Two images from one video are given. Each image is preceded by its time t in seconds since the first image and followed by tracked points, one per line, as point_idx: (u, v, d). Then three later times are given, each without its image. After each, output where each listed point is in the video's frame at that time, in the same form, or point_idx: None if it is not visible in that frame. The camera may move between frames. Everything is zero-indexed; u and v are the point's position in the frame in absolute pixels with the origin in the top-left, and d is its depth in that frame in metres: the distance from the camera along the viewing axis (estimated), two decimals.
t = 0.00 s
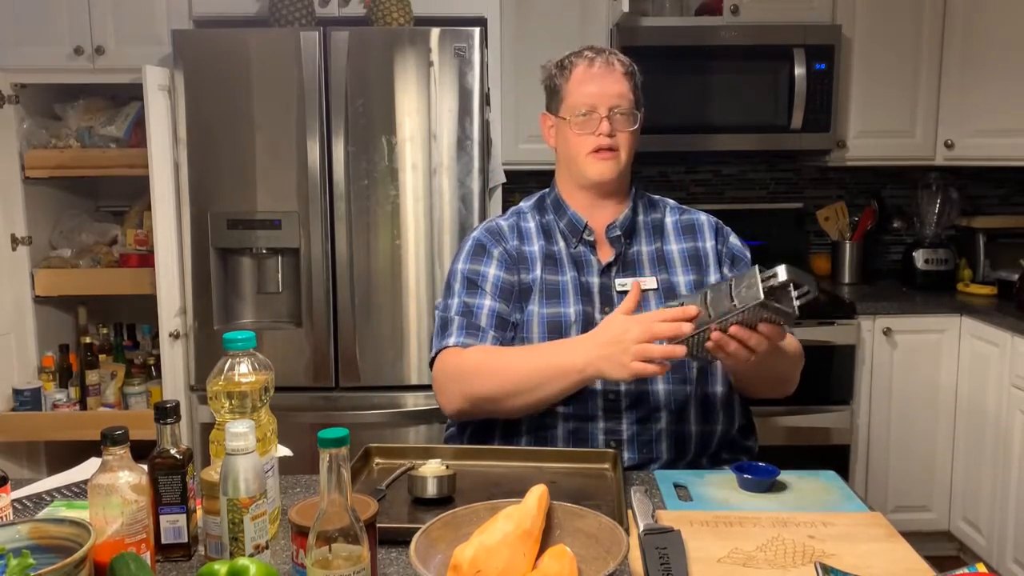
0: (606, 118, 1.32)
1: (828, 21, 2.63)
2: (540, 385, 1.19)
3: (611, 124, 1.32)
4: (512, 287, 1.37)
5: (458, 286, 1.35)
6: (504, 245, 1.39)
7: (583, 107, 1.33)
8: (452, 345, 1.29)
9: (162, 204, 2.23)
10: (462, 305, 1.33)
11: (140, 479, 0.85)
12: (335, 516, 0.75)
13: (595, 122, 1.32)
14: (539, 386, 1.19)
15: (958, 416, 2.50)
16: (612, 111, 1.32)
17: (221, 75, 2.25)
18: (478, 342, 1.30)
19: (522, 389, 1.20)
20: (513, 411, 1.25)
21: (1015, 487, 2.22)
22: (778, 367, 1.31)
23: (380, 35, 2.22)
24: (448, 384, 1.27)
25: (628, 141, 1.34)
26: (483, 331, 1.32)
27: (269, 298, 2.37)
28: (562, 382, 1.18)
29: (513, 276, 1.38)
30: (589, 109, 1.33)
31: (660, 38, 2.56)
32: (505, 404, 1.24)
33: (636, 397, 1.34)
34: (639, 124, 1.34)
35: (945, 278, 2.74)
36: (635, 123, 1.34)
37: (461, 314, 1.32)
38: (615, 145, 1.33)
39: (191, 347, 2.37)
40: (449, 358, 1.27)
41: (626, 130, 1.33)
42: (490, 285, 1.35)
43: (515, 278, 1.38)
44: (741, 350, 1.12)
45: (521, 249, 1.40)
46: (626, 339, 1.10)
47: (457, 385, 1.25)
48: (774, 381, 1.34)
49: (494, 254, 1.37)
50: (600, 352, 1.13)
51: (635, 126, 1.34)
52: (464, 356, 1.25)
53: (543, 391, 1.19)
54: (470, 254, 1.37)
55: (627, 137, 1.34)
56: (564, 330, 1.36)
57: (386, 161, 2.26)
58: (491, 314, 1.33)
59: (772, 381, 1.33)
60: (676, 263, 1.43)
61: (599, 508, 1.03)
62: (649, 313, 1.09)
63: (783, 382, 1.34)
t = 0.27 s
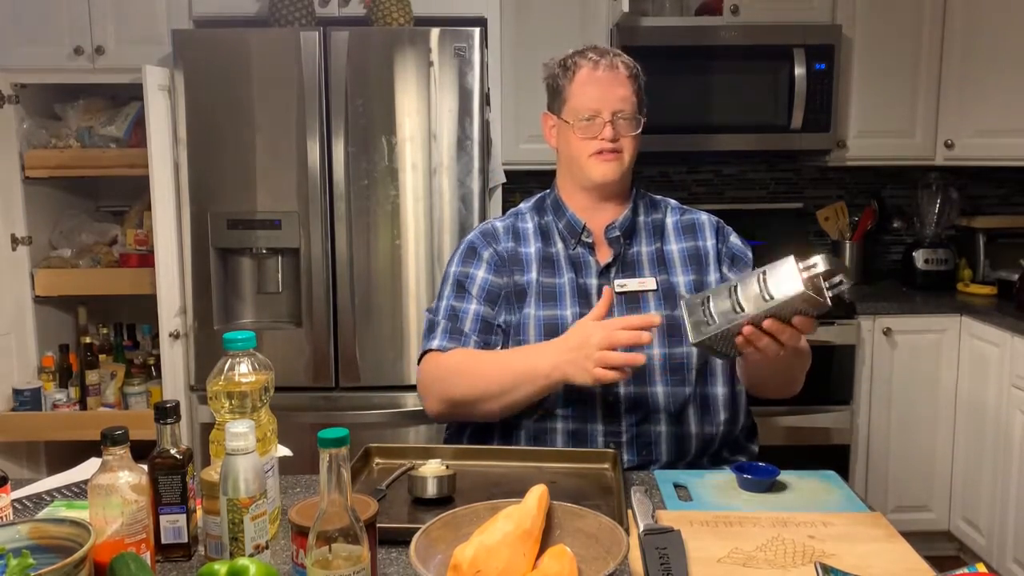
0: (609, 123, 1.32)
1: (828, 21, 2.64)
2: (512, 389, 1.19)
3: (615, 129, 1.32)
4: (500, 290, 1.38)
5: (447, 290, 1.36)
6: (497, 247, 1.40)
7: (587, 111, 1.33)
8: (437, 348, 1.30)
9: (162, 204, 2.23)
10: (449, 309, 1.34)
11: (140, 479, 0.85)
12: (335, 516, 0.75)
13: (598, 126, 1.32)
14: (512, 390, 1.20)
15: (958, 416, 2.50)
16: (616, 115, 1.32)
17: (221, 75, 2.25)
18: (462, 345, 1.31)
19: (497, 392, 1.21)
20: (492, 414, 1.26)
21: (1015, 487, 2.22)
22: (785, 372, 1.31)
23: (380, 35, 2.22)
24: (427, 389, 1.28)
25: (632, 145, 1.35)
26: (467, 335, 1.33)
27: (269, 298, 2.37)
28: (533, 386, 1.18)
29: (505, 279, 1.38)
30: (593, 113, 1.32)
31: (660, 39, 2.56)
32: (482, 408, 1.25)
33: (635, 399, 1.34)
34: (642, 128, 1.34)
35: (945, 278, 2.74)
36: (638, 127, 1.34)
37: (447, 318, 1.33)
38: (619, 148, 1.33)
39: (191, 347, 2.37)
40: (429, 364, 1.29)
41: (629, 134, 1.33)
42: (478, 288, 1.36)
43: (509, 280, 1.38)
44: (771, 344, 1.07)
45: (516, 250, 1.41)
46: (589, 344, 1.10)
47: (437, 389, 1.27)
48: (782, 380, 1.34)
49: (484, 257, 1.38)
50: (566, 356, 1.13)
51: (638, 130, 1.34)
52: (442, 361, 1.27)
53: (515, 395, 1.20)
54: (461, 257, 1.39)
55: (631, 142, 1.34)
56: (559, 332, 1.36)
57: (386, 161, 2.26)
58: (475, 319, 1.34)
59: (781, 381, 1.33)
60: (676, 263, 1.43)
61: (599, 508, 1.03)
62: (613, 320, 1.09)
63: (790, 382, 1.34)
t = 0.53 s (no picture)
0: (606, 125, 1.32)
1: (828, 21, 2.63)
2: (501, 390, 1.20)
3: (612, 130, 1.32)
4: (494, 291, 1.38)
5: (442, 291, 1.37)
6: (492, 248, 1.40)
7: (584, 113, 1.33)
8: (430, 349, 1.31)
9: (162, 204, 2.23)
10: (444, 309, 1.35)
11: (140, 480, 0.85)
12: (335, 516, 0.75)
13: (596, 128, 1.32)
14: (501, 389, 1.20)
15: (958, 416, 2.50)
16: (613, 117, 1.32)
17: (221, 75, 2.25)
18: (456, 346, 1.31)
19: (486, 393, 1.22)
20: (483, 415, 1.27)
21: (1015, 487, 2.22)
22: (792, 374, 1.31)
23: (380, 35, 2.22)
24: (421, 388, 1.30)
25: (629, 146, 1.35)
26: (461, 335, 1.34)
27: (269, 298, 2.37)
28: (522, 386, 1.18)
29: (500, 279, 1.39)
30: (590, 115, 1.32)
31: (660, 39, 2.56)
32: (473, 408, 1.26)
33: (631, 401, 1.34)
34: (639, 129, 1.35)
35: (945, 278, 2.74)
36: (635, 129, 1.34)
37: (442, 318, 1.34)
38: (616, 151, 1.34)
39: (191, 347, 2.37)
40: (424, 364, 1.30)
41: (626, 136, 1.34)
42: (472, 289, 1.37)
43: (504, 280, 1.39)
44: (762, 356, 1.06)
45: (512, 251, 1.41)
46: (578, 346, 1.10)
47: (430, 389, 1.28)
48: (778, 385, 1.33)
49: (479, 257, 1.39)
50: (554, 356, 1.14)
51: (635, 131, 1.34)
52: (437, 360, 1.28)
53: (505, 395, 1.21)
54: (457, 258, 1.40)
55: (628, 143, 1.34)
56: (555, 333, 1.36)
57: (386, 161, 2.26)
58: (469, 320, 1.35)
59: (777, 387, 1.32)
60: (673, 263, 1.43)
61: (599, 509, 1.03)
62: (602, 324, 1.10)
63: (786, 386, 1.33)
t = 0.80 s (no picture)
0: (602, 126, 1.32)
1: (828, 21, 2.64)
2: (506, 395, 1.20)
3: (607, 132, 1.32)
4: (493, 295, 1.39)
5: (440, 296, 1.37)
6: (491, 251, 1.40)
7: (579, 115, 1.33)
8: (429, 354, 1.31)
9: (162, 204, 2.23)
10: (442, 314, 1.35)
11: (140, 480, 0.85)
12: (335, 516, 0.75)
13: (591, 129, 1.32)
14: (505, 394, 1.20)
15: (958, 416, 2.50)
16: (608, 118, 1.32)
17: (221, 75, 2.25)
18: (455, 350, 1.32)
19: (490, 397, 1.21)
20: (486, 418, 1.27)
21: (1015, 487, 2.22)
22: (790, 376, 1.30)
23: (380, 35, 2.22)
24: (421, 390, 1.30)
25: (625, 147, 1.35)
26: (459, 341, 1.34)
27: (269, 298, 2.37)
28: (527, 390, 1.18)
29: (499, 282, 1.39)
30: (585, 116, 1.33)
31: (660, 39, 2.56)
32: (476, 412, 1.26)
33: (630, 401, 1.34)
34: (634, 129, 1.35)
35: (945, 278, 2.74)
36: (630, 129, 1.34)
37: (441, 322, 1.34)
38: (612, 152, 1.33)
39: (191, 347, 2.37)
40: (425, 367, 1.30)
41: (622, 136, 1.33)
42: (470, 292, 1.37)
43: (504, 283, 1.39)
44: (764, 351, 1.06)
45: (510, 253, 1.41)
46: (581, 352, 1.10)
47: (431, 392, 1.28)
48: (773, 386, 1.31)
49: (477, 260, 1.39)
50: (559, 363, 1.13)
51: (630, 131, 1.34)
52: (439, 364, 1.28)
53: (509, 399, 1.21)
54: (455, 261, 1.40)
55: (623, 144, 1.34)
56: (554, 335, 1.36)
57: (386, 161, 2.26)
58: (468, 323, 1.35)
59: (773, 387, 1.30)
60: (671, 263, 1.43)
61: (599, 508, 1.03)
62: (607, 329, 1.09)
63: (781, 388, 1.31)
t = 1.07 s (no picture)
0: (592, 127, 1.32)
1: (828, 21, 2.64)
2: (542, 364, 1.16)
3: (598, 133, 1.32)
4: (509, 279, 1.37)
5: (455, 277, 1.34)
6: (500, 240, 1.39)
7: (569, 116, 1.33)
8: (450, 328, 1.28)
9: (162, 204, 2.24)
10: (460, 293, 1.32)
11: (140, 480, 0.85)
12: (335, 516, 0.75)
13: (581, 130, 1.32)
14: (540, 366, 1.16)
15: (957, 415, 2.50)
16: (598, 119, 1.32)
17: (221, 75, 2.25)
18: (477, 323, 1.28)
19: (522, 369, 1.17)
20: (513, 395, 1.22)
21: (1015, 487, 2.22)
22: (774, 377, 1.29)
23: (380, 35, 2.22)
24: (444, 367, 1.24)
25: (616, 147, 1.35)
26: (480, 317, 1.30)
27: (269, 298, 2.37)
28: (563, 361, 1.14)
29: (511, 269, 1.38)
30: (576, 117, 1.33)
31: (660, 39, 2.56)
32: (504, 387, 1.21)
33: (628, 399, 1.34)
34: (626, 129, 1.34)
35: (944, 278, 2.74)
36: (621, 130, 1.34)
37: (459, 300, 1.31)
38: (604, 152, 1.34)
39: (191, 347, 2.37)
40: (449, 341, 1.24)
41: (612, 137, 1.33)
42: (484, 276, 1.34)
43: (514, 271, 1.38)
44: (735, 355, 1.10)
45: (516, 246, 1.40)
46: (632, 314, 1.07)
47: (457, 366, 1.22)
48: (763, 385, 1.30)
49: (490, 248, 1.37)
50: (604, 329, 1.10)
51: (621, 132, 1.34)
52: (466, 337, 1.23)
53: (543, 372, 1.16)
54: (467, 248, 1.37)
55: (614, 144, 1.34)
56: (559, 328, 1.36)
57: (386, 161, 2.26)
58: (489, 301, 1.32)
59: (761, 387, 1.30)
60: (667, 262, 1.43)
61: (598, 508, 1.03)
62: (659, 289, 1.07)
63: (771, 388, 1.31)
